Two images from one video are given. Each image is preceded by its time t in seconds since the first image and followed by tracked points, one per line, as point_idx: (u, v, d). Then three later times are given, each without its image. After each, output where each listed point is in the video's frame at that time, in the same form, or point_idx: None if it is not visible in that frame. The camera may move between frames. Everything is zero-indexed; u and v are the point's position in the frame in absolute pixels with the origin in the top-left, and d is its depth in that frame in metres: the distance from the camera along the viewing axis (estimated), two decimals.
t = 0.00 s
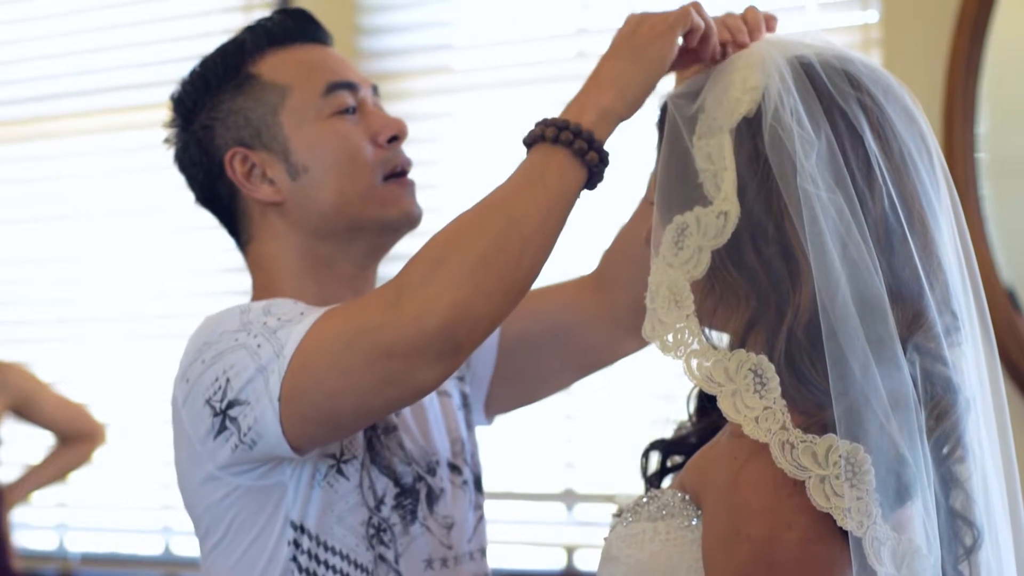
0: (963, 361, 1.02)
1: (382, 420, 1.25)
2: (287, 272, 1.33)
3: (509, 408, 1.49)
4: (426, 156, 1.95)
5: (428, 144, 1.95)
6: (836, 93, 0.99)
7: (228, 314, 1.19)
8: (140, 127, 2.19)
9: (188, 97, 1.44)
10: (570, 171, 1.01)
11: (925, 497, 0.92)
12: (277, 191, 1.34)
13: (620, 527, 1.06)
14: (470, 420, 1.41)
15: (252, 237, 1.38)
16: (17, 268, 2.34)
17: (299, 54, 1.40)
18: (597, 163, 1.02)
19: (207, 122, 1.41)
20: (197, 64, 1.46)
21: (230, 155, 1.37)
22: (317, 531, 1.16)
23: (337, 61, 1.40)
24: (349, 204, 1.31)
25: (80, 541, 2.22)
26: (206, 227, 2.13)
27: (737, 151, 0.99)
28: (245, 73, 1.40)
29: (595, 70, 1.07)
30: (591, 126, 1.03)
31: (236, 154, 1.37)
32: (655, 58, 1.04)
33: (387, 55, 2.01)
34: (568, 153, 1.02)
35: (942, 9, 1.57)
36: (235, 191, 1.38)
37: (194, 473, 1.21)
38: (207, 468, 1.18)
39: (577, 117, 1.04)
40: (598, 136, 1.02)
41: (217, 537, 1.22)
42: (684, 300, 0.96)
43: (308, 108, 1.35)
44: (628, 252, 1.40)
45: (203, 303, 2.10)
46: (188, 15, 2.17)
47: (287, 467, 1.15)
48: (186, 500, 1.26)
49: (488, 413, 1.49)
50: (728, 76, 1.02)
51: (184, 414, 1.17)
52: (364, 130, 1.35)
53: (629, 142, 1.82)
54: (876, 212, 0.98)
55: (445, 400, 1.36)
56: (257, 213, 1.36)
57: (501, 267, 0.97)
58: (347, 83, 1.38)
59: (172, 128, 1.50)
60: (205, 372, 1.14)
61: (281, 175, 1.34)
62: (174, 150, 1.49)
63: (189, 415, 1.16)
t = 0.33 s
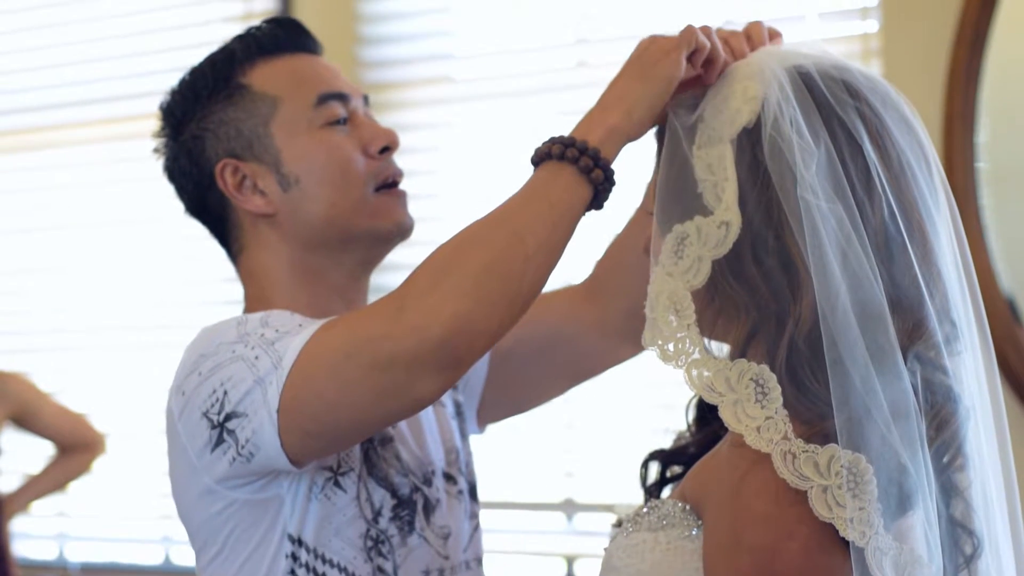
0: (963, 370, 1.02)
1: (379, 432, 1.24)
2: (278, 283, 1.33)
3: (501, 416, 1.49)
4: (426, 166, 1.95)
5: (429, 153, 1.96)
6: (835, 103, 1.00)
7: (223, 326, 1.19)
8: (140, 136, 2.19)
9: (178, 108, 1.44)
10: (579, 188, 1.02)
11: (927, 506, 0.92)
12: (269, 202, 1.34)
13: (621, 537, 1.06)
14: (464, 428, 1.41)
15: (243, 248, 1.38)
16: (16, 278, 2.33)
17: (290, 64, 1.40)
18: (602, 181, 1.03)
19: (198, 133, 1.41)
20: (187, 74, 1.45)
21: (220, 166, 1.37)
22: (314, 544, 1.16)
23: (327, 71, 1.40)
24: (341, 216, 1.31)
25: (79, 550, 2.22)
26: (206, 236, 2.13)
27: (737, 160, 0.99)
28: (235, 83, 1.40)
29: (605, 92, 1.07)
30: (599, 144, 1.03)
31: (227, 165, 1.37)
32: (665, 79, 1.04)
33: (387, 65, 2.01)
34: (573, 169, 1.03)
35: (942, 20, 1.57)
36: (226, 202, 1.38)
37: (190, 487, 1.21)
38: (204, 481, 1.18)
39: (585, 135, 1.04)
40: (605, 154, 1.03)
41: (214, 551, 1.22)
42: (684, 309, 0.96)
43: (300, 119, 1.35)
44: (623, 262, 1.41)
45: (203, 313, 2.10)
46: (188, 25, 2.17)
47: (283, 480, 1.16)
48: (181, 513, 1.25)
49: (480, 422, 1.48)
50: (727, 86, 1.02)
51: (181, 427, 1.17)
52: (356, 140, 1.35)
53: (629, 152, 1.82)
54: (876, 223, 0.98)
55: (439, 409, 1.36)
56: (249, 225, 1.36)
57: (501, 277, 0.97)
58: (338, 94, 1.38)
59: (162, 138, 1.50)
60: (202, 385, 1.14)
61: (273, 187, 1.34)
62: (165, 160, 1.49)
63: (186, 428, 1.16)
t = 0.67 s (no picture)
0: (964, 380, 1.02)
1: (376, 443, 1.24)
2: (275, 293, 1.33)
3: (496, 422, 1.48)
4: (426, 175, 1.96)
5: (429, 163, 1.96)
6: (834, 112, 1.00)
7: (220, 339, 1.19)
8: (140, 146, 2.20)
9: (175, 115, 1.43)
10: (570, 205, 1.03)
11: (927, 516, 0.92)
12: (266, 212, 1.34)
13: (621, 547, 1.04)
14: (461, 436, 1.41)
15: (239, 256, 1.38)
16: (16, 288, 2.34)
17: (288, 73, 1.40)
18: (593, 196, 1.04)
19: (195, 141, 1.40)
20: (184, 82, 1.45)
21: (218, 175, 1.37)
22: (314, 557, 1.16)
23: (326, 81, 1.41)
24: (340, 225, 1.31)
25: (79, 560, 2.22)
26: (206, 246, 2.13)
27: (737, 168, 0.99)
28: (233, 92, 1.40)
29: (597, 108, 1.09)
30: (589, 158, 1.05)
31: (225, 174, 1.37)
32: (654, 92, 1.07)
33: (387, 75, 2.02)
34: (564, 184, 1.03)
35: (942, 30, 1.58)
36: (223, 211, 1.38)
37: (188, 500, 1.21)
38: (202, 495, 1.18)
39: (576, 150, 1.06)
40: (595, 168, 1.04)
41: (213, 563, 1.22)
42: (684, 318, 0.96)
43: (299, 129, 1.36)
44: (617, 268, 1.42)
45: (203, 322, 2.10)
46: (188, 35, 2.17)
47: (281, 494, 1.16)
48: (180, 527, 1.25)
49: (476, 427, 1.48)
50: (727, 96, 1.02)
51: (177, 441, 1.17)
52: (354, 151, 1.35)
53: (628, 161, 1.82)
54: (876, 232, 0.98)
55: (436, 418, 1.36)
56: (246, 234, 1.36)
57: (494, 293, 0.97)
58: (336, 104, 1.38)
59: (158, 145, 1.49)
60: (199, 400, 1.14)
61: (271, 197, 1.34)
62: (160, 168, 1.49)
63: (183, 442, 1.16)
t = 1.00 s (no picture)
0: (965, 389, 1.02)
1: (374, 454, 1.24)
2: (270, 303, 1.33)
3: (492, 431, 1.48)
4: (426, 186, 1.96)
5: (429, 173, 1.97)
6: (836, 122, 1.00)
7: (213, 355, 1.19)
8: (139, 156, 2.20)
9: (174, 124, 1.43)
10: (553, 225, 1.02)
11: (929, 526, 0.93)
12: (264, 221, 1.34)
13: (621, 558, 1.04)
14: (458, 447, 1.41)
15: (237, 267, 1.37)
16: (15, 298, 2.33)
17: (289, 83, 1.40)
18: (578, 216, 1.03)
19: (194, 150, 1.40)
20: (183, 91, 1.45)
21: (217, 185, 1.37)
22: (311, 571, 1.16)
23: (325, 92, 1.41)
24: (338, 237, 1.31)
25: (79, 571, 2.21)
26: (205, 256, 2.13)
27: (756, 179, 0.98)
28: (233, 102, 1.40)
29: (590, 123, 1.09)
30: (573, 179, 1.04)
31: (224, 184, 1.37)
32: (647, 111, 1.06)
33: (387, 86, 2.02)
34: (548, 206, 1.03)
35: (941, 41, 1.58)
36: (220, 221, 1.38)
37: (183, 515, 1.21)
38: (197, 510, 1.18)
39: (561, 170, 1.05)
40: (580, 188, 1.04)
41: None
42: (692, 321, 0.96)
43: (298, 138, 1.36)
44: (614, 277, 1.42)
45: (203, 332, 2.10)
46: (187, 45, 2.18)
47: (275, 510, 1.15)
48: (177, 542, 1.26)
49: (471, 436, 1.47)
50: (732, 104, 1.02)
51: (171, 456, 1.17)
52: (353, 162, 1.36)
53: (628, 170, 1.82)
54: (877, 241, 0.98)
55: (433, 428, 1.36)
56: (242, 243, 1.36)
57: (479, 321, 0.97)
58: (337, 115, 1.38)
59: (155, 154, 1.49)
60: (191, 418, 1.14)
61: (269, 206, 1.34)
62: (157, 178, 1.48)
63: (176, 459, 1.16)
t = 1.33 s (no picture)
0: (965, 400, 1.02)
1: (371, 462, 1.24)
2: (268, 315, 1.33)
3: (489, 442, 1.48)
4: (426, 197, 1.96)
5: (429, 184, 1.97)
6: (835, 133, 1.00)
7: (211, 366, 1.18)
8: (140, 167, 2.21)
9: (171, 136, 1.43)
10: (546, 219, 1.04)
11: (928, 538, 0.93)
12: (261, 233, 1.34)
13: (621, 569, 1.03)
14: (455, 456, 1.41)
15: (234, 280, 1.38)
16: (15, 309, 2.34)
17: (286, 94, 1.40)
18: (570, 208, 1.05)
19: (191, 162, 1.40)
20: (181, 102, 1.45)
21: (214, 197, 1.37)
22: None
23: (321, 103, 1.41)
24: (335, 249, 1.32)
25: None
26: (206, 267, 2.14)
27: (737, 195, 0.99)
28: (230, 113, 1.40)
29: (562, 114, 1.10)
30: (561, 172, 1.06)
31: (221, 196, 1.37)
32: (623, 93, 1.08)
33: (387, 96, 2.02)
34: (537, 202, 1.04)
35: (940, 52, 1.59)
36: (217, 233, 1.38)
37: (182, 524, 1.21)
38: (197, 520, 1.17)
39: (547, 162, 1.06)
40: (569, 181, 1.05)
41: None
42: (684, 339, 0.96)
43: (294, 150, 1.36)
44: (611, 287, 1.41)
45: (203, 342, 2.10)
46: (188, 57, 2.18)
47: (275, 518, 1.16)
48: (174, 552, 1.25)
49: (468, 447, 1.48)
50: (727, 115, 1.02)
51: (171, 466, 1.17)
52: (349, 174, 1.36)
53: (628, 181, 1.83)
54: (876, 251, 0.98)
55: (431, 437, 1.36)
56: (240, 255, 1.36)
57: (478, 326, 0.98)
58: (333, 127, 1.39)
59: (153, 165, 1.49)
60: (191, 430, 1.13)
61: (266, 219, 1.35)
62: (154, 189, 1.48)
63: (176, 469, 1.16)
